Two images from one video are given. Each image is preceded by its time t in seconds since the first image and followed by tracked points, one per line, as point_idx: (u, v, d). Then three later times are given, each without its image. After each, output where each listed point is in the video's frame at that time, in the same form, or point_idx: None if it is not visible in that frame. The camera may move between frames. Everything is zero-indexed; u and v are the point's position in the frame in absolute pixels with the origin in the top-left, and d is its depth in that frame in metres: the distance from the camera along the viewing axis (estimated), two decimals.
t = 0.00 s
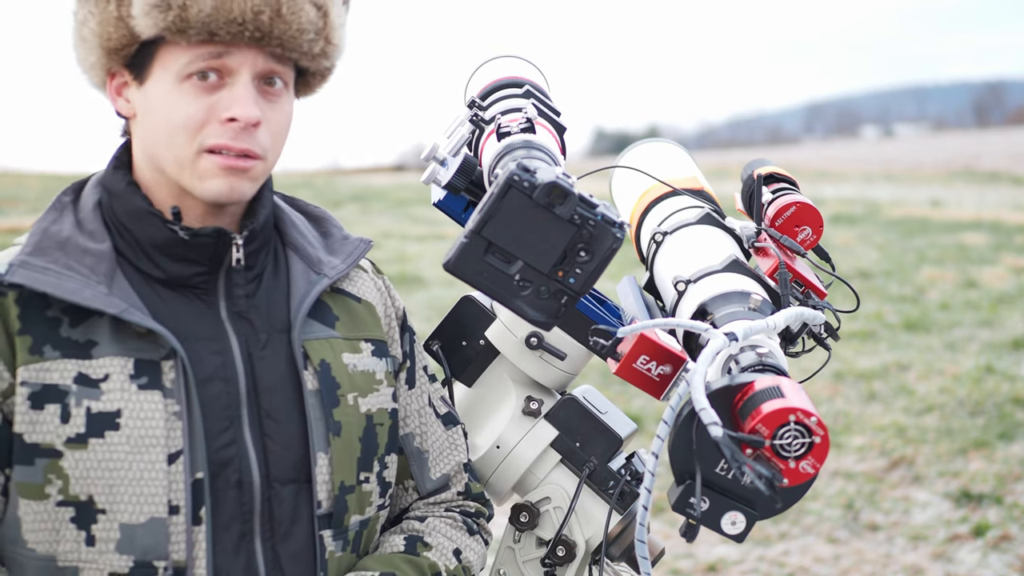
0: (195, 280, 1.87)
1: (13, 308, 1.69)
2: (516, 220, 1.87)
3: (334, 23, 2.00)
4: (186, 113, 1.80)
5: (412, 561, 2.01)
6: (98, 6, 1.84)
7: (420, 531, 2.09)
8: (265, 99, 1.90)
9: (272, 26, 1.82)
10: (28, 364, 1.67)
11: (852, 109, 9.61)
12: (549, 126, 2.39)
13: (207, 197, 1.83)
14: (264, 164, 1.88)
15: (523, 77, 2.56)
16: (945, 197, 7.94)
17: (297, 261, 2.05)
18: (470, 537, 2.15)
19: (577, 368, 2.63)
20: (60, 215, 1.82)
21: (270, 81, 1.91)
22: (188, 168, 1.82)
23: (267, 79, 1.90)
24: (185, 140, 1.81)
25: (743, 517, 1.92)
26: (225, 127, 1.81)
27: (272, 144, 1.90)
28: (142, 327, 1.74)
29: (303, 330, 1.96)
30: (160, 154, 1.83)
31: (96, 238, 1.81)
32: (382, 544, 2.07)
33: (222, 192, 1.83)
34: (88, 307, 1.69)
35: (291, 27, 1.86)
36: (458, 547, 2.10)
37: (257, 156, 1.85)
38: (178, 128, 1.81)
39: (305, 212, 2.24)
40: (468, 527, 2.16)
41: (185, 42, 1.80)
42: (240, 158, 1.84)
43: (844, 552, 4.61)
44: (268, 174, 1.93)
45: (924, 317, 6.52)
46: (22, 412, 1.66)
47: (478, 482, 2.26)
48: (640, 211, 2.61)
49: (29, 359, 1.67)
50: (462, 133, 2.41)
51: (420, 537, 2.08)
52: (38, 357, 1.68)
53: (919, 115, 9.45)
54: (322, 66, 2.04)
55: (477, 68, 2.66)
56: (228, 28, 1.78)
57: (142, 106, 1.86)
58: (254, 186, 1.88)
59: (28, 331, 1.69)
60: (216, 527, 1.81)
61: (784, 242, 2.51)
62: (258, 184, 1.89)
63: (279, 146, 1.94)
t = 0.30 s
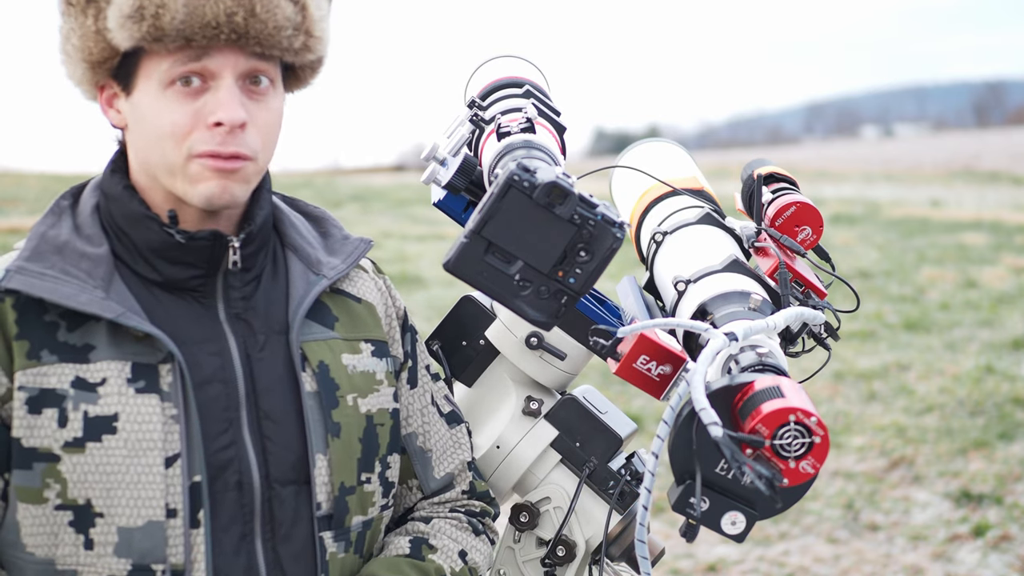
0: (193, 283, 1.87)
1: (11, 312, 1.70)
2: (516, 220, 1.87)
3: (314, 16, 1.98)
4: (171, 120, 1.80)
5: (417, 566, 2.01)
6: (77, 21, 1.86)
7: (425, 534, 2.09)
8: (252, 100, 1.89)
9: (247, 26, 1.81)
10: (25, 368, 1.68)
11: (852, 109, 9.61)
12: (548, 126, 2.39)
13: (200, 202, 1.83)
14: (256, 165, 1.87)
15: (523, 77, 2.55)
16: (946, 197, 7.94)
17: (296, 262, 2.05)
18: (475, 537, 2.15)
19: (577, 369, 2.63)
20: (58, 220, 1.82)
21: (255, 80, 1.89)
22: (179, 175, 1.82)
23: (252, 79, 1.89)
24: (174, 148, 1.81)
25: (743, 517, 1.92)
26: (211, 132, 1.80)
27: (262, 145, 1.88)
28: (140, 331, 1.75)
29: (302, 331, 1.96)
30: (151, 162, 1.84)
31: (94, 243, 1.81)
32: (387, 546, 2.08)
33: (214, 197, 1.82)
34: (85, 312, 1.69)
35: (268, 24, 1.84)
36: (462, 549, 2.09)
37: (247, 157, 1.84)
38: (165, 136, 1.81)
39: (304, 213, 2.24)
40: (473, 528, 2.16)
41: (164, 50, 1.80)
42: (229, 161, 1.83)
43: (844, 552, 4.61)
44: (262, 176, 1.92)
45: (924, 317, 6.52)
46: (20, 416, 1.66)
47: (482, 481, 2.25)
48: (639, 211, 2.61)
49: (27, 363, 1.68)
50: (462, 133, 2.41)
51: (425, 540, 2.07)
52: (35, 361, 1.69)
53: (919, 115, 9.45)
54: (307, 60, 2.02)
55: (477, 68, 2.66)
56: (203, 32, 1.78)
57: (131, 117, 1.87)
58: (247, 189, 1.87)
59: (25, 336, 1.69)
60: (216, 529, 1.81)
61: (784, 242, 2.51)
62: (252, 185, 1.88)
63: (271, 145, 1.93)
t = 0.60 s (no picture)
0: (197, 280, 1.87)
1: (21, 305, 1.70)
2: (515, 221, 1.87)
3: (329, 22, 1.99)
4: (178, 108, 1.80)
5: None
6: (98, 5, 1.87)
7: (433, 550, 2.07)
8: (261, 98, 1.89)
9: (264, 20, 1.82)
10: (38, 357, 1.67)
11: (852, 109, 9.62)
12: (549, 126, 2.39)
13: (199, 192, 1.82)
14: (258, 161, 1.87)
15: (523, 77, 2.56)
16: (946, 197, 7.94)
17: (298, 263, 2.05)
18: (483, 550, 2.12)
19: (577, 368, 2.63)
20: (65, 218, 1.83)
21: (266, 80, 1.90)
22: (181, 163, 1.81)
23: (263, 78, 1.89)
24: (178, 134, 1.80)
25: (743, 517, 1.92)
26: (217, 122, 1.80)
27: (266, 142, 1.88)
28: (149, 325, 1.75)
29: (301, 332, 1.96)
30: (154, 150, 1.83)
31: (101, 239, 1.81)
32: (393, 561, 2.06)
33: (214, 187, 1.81)
34: (96, 307, 1.70)
35: (283, 22, 1.85)
36: (469, 566, 2.07)
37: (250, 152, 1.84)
38: (170, 123, 1.80)
39: (308, 213, 2.24)
40: (480, 540, 2.14)
41: (180, 37, 1.80)
42: (233, 154, 1.83)
43: (844, 552, 4.61)
44: (264, 174, 1.91)
45: (924, 317, 6.52)
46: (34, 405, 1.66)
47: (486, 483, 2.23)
48: (640, 211, 2.61)
49: (39, 352, 1.68)
50: (462, 133, 2.41)
51: (432, 558, 2.04)
52: (48, 351, 1.69)
53: (920, 115, 9.44)
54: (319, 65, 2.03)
55: (477, 68, 2.66)
56: (219, 21, 1.78)
57: (140, 104, 1.87)
58: (247, 184, 1.87)
59: (37, 326, 1.69)
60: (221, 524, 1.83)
61: (784, 242, 2.51)
62: (253, 181, 1.88)
63: (276, 146, 1.92)
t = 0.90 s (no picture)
0: (240, 272, 1.89)
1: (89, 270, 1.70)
2: (516, 220, 1.87)
3: (400, 51, 1.99)
4: (242, 111, 1.79)
5: None
6: None
7: (430, 562, 2.08)
8: (321, 112, 1.89)
9: (341, 41, 1.82)
10: (108, 320, 1.68)
11: (852, 109, 9.62)
12: (549, 126, 2.39)
13: (249, 196, 1.82)
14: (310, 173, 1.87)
15: (523, 77, 2.56)
16: (945, 197, 7.94)
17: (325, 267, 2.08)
18: (479, 565, 2.12)
19: (577, 368, 2.63)
20: (112, 195, 1.81)
21: (328, 95, 1.90)
22: (235, 166, 1.81)
23: (326, 93, 1.89)
24: (237, 136, 1.80)
25: (743, 517, 1.92)
26: (278, 132, 1.80)
27: (320, 155, 1.88)
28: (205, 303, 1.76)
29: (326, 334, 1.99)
30: (209, 147, 1.83)
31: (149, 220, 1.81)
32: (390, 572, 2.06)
33: (265, 194, 1.81)
34: (159, 280, 1.71)
35: (360, 46, 1.85)
36: None
37: (305, 165, 1.84)
38: (231, 124, 1.79)
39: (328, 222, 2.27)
40: (477, 556, 2.14)
41: (255, 41, 1.79)
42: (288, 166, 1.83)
43: (844, 551, 4.61)
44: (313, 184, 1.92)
45: (924, 317, 6.52)
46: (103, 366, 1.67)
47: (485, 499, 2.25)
48: (640, 211, 2.61)
49: (109, 315, 1.69)
50: (462, 133, 2.41)
51: (428, 570, 2.05)
52: (117, 314, 1.70)
53: (920, 116, 9.45)
54: (381, 90, 2.03)
55: (477, 68, 2.66)
56: (299, 35, 1.77)
57: (200, 96, 1.86)
58: (296, 194, 1.87)
59: (106, 289, 1.71)
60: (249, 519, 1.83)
61: (784, 242, 2.51)
62: (300, 192, 1.88)
63: (328, 158, 1.92)
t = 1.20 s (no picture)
0: (252, 277, 1.88)
1: (90, 280, 1.70)
2: (517, 220, 1.87)
3: (417, 47, 2.03)
4: (261, 106, 1.80)
5: None
6: None
7: (431, 567, 2.08)
8: (339, 108, 1.90)
9: (361, 35, 1.85)
10: (106, 334, 1.69)
11: (852, 109, 9.62)
12: (549, 126, 2.39)
13: (269, 192, 1.82)
14: (329, 169, 1.88)
15: (523, 77, 2.55)
16: (946, 197, 7.94)
17: (337, 272, 2.07)
18: (477, 572, 2.13)
19: (577, 369, 2.63)
20: (124, 198, 1.81)
21: (345, 91, 1.92)
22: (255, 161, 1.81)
23: (344, 89, 1.91)
24: (256, 132, 1.81)
25: (743, 517, 1.92)
26: (298, 126, 1.81)
27: (338, 151, 1.89)
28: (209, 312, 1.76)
29: (341, 340, 1.98)
30: (227, 145, 1.83)
31: (160, 225, 1.80)
32: None
33: (284, 189, 1.82)
34: (164, 288, 1.71)
35: (379, 41, 1.88)
36: None
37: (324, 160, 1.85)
38: (250, 120, 1.80)
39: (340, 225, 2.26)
40: (476, 562, 2.14)
41: (275, 37, 1.81)
42: (307, 160, 1.84)
43: (844, 552, 4.61)
44: (330, 181, 1.93)
45: (924, 317, 6.52)
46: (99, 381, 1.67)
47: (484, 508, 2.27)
48: (640, 211, 2.61)
49: (107, 329, 1.69)
50: (462, 133, 2.41)
51: None
52: (116, 328, 1.70)
53: (920, 115, 9.45)
54: (398, 87, 2.06)
55: (477, 68, 2.66)
56: (320, 29, 1.80)
57: (216, 95, 1.86)
58: (314, 189, 1.88)
59: (105, 302, 1.70)
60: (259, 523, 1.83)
61: (784, 242, 2.51)
62: (318, 188, 1.89)
63: (345, 155, 1.93)
